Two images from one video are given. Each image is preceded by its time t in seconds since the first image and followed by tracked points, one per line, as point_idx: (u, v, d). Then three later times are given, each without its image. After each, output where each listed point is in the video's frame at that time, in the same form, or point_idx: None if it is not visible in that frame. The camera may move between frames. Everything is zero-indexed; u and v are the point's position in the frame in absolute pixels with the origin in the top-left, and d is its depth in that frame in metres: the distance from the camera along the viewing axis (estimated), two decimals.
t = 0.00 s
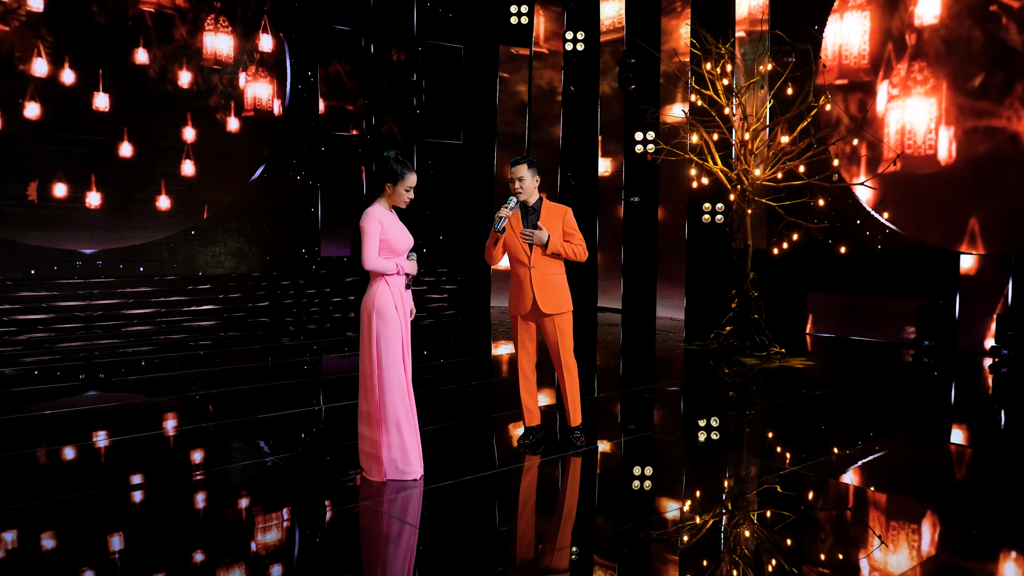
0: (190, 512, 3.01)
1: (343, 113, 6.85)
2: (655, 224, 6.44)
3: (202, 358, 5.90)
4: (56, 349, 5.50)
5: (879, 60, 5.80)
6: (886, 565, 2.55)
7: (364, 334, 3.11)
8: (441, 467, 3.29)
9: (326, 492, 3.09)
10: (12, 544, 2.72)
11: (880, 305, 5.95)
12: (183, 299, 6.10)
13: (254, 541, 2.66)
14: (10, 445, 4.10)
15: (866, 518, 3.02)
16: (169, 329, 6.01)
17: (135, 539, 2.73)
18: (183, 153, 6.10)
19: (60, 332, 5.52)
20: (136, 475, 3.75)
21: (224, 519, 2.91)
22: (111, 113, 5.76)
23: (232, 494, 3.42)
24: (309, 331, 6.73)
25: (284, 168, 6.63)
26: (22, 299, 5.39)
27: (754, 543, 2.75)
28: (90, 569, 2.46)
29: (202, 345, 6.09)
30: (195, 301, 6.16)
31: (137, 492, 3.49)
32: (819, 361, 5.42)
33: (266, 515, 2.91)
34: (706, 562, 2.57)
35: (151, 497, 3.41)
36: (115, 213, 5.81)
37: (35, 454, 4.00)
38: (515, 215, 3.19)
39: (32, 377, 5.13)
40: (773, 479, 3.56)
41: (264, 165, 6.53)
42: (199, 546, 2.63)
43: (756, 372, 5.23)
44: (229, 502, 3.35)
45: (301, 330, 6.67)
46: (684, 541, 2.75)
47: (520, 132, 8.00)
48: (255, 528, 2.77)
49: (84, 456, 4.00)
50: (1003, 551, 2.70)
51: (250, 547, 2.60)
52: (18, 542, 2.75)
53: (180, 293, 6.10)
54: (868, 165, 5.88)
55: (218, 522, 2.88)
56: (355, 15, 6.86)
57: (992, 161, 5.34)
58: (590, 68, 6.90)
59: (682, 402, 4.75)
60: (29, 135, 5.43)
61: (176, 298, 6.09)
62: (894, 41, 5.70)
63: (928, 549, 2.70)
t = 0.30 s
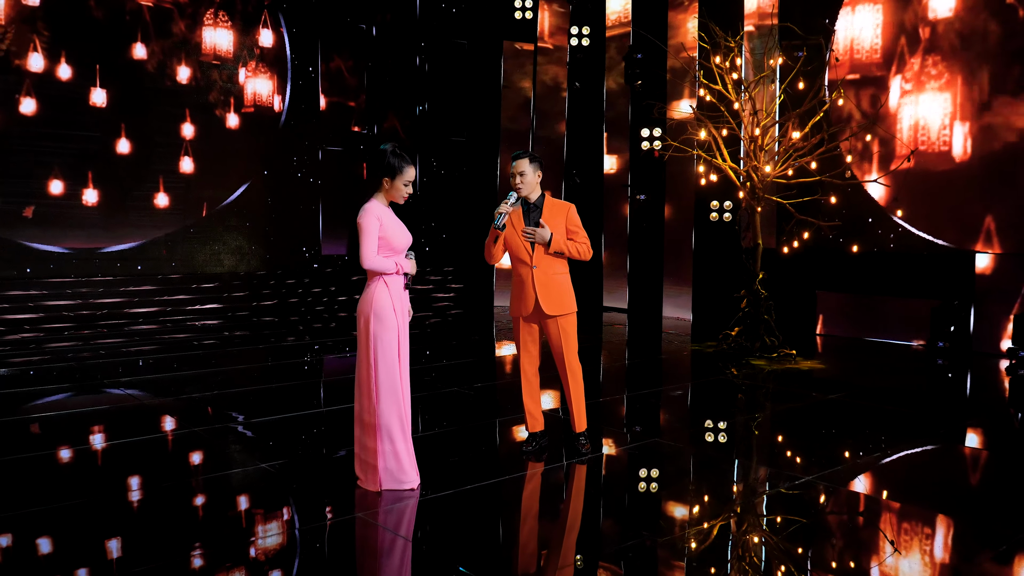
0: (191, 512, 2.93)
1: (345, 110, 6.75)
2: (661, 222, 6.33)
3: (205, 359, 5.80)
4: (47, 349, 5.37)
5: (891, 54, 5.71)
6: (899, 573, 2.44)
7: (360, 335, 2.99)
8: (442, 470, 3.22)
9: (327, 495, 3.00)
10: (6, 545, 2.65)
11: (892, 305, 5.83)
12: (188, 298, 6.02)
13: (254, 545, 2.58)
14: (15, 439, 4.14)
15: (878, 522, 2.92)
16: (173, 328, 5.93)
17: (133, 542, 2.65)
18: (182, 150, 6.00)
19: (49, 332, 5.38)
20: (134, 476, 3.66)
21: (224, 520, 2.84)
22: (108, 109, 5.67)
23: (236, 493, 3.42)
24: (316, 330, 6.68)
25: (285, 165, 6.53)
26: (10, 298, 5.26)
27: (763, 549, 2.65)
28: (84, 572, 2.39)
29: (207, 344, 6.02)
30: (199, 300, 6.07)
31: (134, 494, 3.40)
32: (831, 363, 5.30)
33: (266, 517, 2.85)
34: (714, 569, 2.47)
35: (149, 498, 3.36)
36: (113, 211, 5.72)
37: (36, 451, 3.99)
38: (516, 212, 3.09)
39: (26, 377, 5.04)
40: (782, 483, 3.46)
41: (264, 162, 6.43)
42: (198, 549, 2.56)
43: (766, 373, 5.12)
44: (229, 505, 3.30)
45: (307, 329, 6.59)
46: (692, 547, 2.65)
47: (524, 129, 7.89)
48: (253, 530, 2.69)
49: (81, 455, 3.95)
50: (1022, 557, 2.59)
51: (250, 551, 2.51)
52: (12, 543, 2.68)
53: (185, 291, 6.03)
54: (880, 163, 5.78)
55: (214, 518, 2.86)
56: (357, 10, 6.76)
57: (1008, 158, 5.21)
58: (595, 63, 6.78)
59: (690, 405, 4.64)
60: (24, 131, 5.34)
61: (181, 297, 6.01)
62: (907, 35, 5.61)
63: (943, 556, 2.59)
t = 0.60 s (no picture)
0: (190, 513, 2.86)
1: (346, 106, 6.65)
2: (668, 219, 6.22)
3: (209, 360, 5.71)
4: (38, 349, 5.25)
5: (904, 48, 5.59)
6: None
7: (357, 338, 2.86)
8: (443, 473, 3.15)
9: (327, 501, 2.91)
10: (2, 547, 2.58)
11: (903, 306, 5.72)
12: (190, 297, 5.95)
13: (255, 547, 2.52)
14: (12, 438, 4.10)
15: (890, 525, 2.84)
16: (177, 327, 5.86)
17: (132, 544, 2.58)
18: (180, 147, 5.91)
19: (38, 332, 5.25)
20: (132, 479, 3.58)
21: (223, 523, 2.77)
22: (105, 105, 5.58)
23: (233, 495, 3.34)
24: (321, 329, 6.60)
25: (285, 162, 6.44)
26: None
27: (771, 554, 2.57)
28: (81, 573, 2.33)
29: (212, 344, 5.94)
30: (203, 299, 6.01)
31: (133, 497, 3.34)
32: (841, 365, 5.20)
33: (265, 519, 2.80)
34: None
35: (148, 502, 3.26)
36: (111, 209, 5.64)
37: (35, 450, 3.96)
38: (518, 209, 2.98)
39: (20, 379, 4.93)
40: (791, 486, 3.38)
41: (264, 159, 6.34)
42: (198, 551, 2.49)
43: (776, 375, 5.02)
44: (227, 507, 3.23)
45: (312, 329, 6.50)
46: (699, 552, 2.59)
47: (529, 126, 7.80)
48: (254, 531, 2.65)
49: (79, 455, 3.91)
50: None
51: (251, 555, 2.44)
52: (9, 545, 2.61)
53: (190, 291, 5.96)
54: (892, 160, 5.67)
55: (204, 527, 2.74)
56: (359, 5, 6.65)
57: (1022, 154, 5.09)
58: (600, 58, 6.67)
59: (698, 407, 4.54)
60: (20, 128, 5.26)
61: (184, 296, 5.94)
62: (921, 29, 5.48)
63: (956, 562, 2.50)
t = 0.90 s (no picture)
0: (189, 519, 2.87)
1: (348, 103, 6.55)
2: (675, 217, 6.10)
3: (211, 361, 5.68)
4: (29, 350, 5.20)
5: (918, 43, 5.48)
6: None
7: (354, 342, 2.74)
8: (444, 476, 3.08)
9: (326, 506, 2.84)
10: None
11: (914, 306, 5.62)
12: (193, 296, 5.89)
13: (254, 545, 2.54)
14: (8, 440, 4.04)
15: (903, 527, 2.78)
16: (180, 328, 5.82)
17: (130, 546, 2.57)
18: (179, 145, 5.81)
19: (30, 333, 5.20)
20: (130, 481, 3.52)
21: (222, 524, 2.87)
22: (103, 102, 5.49)
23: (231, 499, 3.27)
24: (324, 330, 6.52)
25: (286, 160, 6.33)
26: None
27: (783, 560, 2.49)
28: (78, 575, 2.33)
29: (214, 344, 5.90)
30: (205, 299, 5.95)
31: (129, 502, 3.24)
32: (853, 367, 5.09)
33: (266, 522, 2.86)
34: None
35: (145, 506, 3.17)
36: (108, 208, 5.54)
37: (30, 453, 3.88)
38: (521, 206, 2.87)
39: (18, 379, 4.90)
40: (803, 491, 3.28)
41: (264, 157, 6.22)
42: (196, 554, 2.48)
43: (787, 378, 4.91)
44: (226, 512, 3.12)
45: (316, 330, 6.48)
46: (709, 556, 2.52)
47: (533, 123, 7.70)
48: (253, 530, 2.65)
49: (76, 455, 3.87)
50: None
51: (251, 553, 2.45)
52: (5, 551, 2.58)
53: (192, 290, 5.90)
54: (905, 157, 5.55)
55: (193, 541, 2.61)
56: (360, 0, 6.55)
57: None
58: (606, 54, 6.56)
59: (707, 410, 4.43)
60: (15, 125, 5.17)
61: (187, 296, 5.88)
62: (935, 23, 5.39)
63: (972, 567, 2.44)
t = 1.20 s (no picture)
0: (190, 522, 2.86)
1: (350, 100, 6.45)
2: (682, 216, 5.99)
3: (217, 365, 5.64)
4: (16, 352, 5.06)
5: (932, 37, 5.36)
6: None
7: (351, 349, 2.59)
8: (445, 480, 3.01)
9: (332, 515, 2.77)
10: None
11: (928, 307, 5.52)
12: (196, 297, 5.81)
13: (254, 549, 2.52)
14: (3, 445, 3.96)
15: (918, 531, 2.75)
16: (186, 328, 5.73)
17: (129, 550, 2.56)
18: (178, 142, 5.71)
19: (19, 335, 5.07)
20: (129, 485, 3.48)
21: (222, 528, 2.82)
22: (100, 99, 5.39)
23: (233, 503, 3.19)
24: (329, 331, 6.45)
25: (287, 158, 6.23)
26: None
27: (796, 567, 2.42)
28: None
29: (220, 346, 5.81)
30: (210, 299, 5.86)
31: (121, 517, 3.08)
32: (867, 370, 4.98)
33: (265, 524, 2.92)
34: None
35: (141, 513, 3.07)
36: (106, 207, 5.45)
37: (24, 458, 3.80)
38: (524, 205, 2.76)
39: (11, 386, 4.84)
40: (815, 499, 3.17)
41: (265, 155, 6.12)
42: (196, 558, 2.47)
43: (798, 382, 4.80)
44: (227, 518, 2.99)
45: (323, 330, 6.42)
46: (719, 563, 2.44)
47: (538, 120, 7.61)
48: (254, 534, 2.65)
49: (73, 458, 3.82)
50: None
51: (251, 557, 2.44)
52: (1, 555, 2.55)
53: (197, 290, 5.82)
54: (920, 154, 5.43)
55: (179, 557, 2.48)
56: None
57: None
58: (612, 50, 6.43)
59: (716, 413, 4.33)
60: (10, 122, 5.08)
61: (191, 296, 5.80)
62: (951, 16, 5.27)
63: (989, 571, 2.40)
